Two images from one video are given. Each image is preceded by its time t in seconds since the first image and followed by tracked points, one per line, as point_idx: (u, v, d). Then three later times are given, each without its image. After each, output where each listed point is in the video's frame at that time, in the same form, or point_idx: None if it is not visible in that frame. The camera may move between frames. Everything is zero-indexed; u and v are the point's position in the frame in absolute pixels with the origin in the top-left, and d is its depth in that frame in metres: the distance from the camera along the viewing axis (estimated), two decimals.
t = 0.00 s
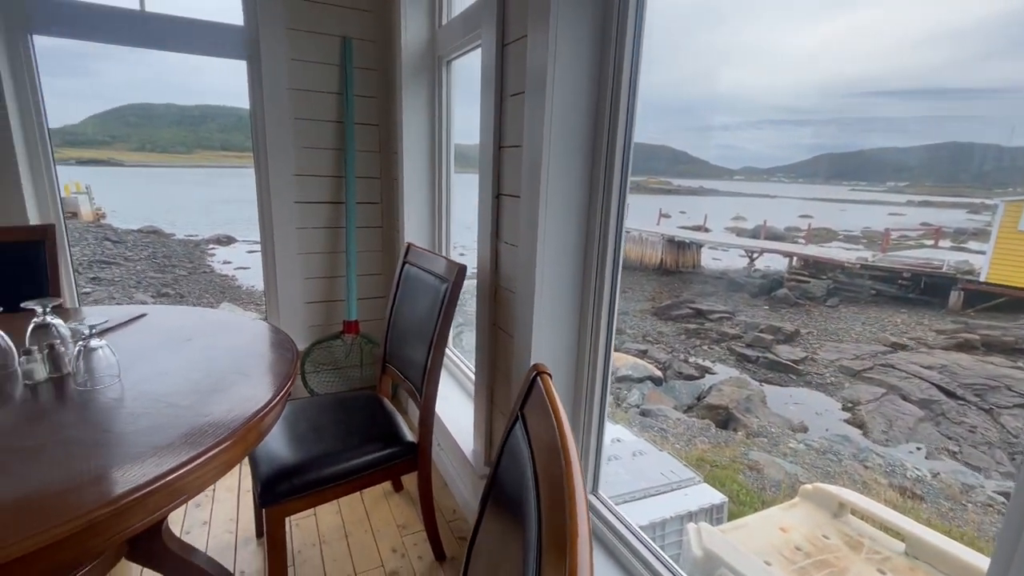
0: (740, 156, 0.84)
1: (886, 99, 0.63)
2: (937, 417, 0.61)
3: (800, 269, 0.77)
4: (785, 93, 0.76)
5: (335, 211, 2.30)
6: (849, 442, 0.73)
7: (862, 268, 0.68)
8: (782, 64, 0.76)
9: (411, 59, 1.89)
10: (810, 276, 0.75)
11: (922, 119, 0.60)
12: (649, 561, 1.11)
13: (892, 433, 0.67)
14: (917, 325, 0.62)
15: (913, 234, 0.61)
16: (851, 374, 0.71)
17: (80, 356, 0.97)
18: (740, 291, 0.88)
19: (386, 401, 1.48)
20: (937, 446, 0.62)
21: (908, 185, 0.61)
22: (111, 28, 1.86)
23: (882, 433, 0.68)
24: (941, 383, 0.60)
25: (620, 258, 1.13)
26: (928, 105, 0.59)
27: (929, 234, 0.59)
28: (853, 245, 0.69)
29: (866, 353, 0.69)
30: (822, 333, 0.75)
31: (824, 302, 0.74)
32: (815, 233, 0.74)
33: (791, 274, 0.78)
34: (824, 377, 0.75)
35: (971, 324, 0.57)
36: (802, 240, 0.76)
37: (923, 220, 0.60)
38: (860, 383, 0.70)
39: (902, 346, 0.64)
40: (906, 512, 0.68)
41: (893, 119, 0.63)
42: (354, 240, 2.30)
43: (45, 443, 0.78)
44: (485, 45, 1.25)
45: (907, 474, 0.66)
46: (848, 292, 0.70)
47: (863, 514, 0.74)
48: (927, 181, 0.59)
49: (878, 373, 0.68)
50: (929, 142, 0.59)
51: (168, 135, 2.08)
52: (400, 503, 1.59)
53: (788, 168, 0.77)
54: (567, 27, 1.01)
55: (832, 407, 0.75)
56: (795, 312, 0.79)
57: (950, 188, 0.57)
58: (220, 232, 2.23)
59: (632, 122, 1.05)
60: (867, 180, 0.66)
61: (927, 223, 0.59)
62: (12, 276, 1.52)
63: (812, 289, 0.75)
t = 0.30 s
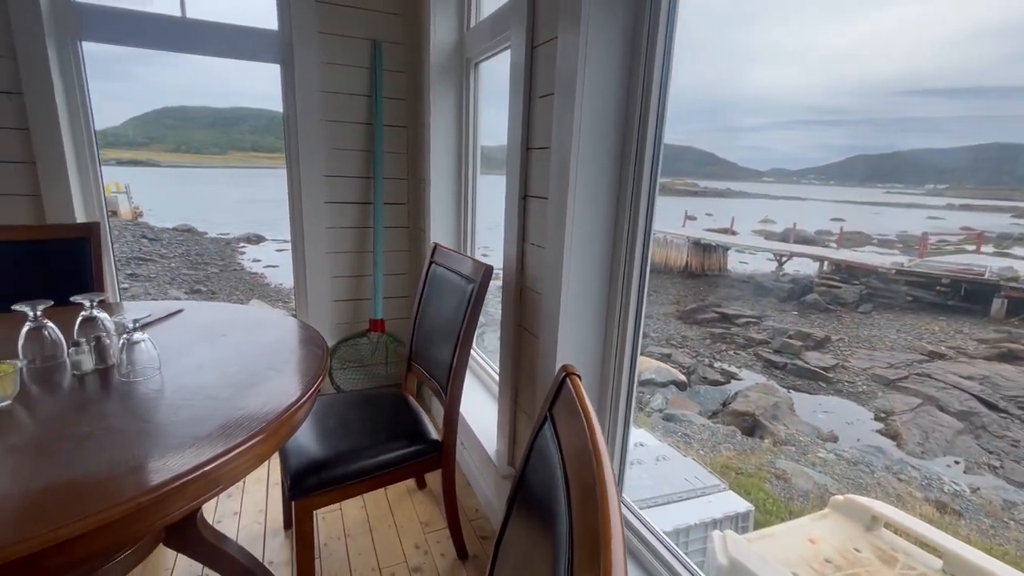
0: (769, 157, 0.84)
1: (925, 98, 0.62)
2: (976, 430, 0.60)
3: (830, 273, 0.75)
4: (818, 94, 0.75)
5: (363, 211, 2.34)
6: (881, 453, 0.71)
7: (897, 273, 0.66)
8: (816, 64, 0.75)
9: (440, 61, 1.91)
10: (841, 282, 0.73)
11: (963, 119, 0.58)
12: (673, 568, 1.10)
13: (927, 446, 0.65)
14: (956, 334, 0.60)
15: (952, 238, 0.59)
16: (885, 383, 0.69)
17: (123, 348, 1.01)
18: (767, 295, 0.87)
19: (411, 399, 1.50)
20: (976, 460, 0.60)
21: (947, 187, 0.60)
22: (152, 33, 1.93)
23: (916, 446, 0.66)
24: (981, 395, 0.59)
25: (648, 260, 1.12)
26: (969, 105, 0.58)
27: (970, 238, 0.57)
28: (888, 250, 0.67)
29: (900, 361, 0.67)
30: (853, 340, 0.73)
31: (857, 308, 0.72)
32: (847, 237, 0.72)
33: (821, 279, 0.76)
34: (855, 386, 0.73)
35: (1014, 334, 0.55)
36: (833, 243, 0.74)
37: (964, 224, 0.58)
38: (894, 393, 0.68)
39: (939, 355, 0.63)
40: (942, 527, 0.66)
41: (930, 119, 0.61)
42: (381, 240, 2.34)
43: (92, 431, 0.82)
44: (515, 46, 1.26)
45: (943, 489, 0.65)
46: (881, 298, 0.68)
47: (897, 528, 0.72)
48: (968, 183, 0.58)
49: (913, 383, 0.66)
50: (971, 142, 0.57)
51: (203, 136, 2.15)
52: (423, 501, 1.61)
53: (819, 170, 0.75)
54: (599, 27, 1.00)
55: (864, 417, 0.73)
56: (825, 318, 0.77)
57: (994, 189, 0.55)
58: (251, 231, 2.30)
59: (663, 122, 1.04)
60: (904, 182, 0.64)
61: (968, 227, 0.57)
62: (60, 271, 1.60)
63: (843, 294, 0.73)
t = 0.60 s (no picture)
0: (797, 159, 0.82)
1: (964, 97, 0.60)
2: (1017, 443, 0.58)
3: (861, 278, 0.73)
4: (850, 94, 0.73)
5: (389, 211, 2.37)
6: (915, 464, 0.69)
7: (933, 278, 0.64)
8: (848, 63, 0.73)
9: (466, 63, 1.92)
10: (873, 287, 0.72)
11: (1004, 119, 0.56)
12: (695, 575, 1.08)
13: (965, 458, 0.64)
14: (996, 343, 0.58)
15: (992, 243, 0.57)
16: (919, 393, 0.68)
17: (162, 342, 1.05)
18: (794, 299, 0.85)
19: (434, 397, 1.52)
20: (1017, 474, 0.59)
21: (986, 190, 0.58)
22: (188, 38, 2.00)
23: (953, 458, 0.65)
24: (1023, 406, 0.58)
25: (675, 262, 1.10)
26: (1011, 103, 0.56)
27: (1011, 243, 0.55)
28: (923, 254, 0.65)
29: (935, 370, 0.65)
30: (886, 347, 0.71)
31: (889, 314, 0.70)
32: (879, 241, 0.70)
33: (852, 284, 0.75)
34: (887, 394, 0.72)
35: None
36: (865, 247, 0.72)
37: (1005, 228, 0.56)
38: (929, 403, 0.67)
39: (977, 364, 0.61)
40: (980, 542, 0.64)
41: (970, 119, 0.59)
42: (406, 240, 2.37)
43: (132, 421, 0.85)
44: (543, 47, 1.26)
45: (983, 503, 0.63)
46: (916, 304, 0.67)
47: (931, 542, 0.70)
48: (1010, 186, 0.56)
49: (950, 393, 0.64)
50: (1014, 143, 0.55)
51: (234, 137, 2.21)
52: (444, 499, 1.62)
53: (849, 172, 0.73)
54: (628, 28, 1.00)
55: (897, 426, 0.71)
56: (856, 324, 0.75)
57: None
58: (278, 231, 2.35)
59: (692, 122, 1.03)
60: (941, 184, 0.62)
61: (1009, 231, 0.56)
62: (101, 267, 1.66)
63: (876, 300, 0.72)
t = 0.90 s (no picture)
0: (825, 160, 0.81)
1: (1004, 96, 0.58)
2: None
3: (893, 283, 0.71)
4: (883, 93, 0.72)
5: (412, 212, 2.40)
6: (949, 476, 0.67)
7: (970, 284, 0.62)
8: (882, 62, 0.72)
9: (491, 65, 1.94)
10: (906, 292, 0.70)
11: None
12: None
13: (1002, 471, 0.62)
14: None
15: None
16: (954, 402, 0.66)
17: (196, 337, 1.08)
18: (822, 304, 0.83)
19: (455, 396, 1.53)
20: None
21: None
22: (221, 43, 2.06)
23: (990, 471, 0.63)
24: None
25: (701, 265, 1.09)
26: None
27: None
28: (959, 258, 0.63)
29: (971, 379, 0.63)
30: (918, 354, 0.69)
31: (923, 321, 0.68)
32: (912, 245, 0.68)
33: (883, 288, 0.73)
34: (920, 403, 0.70)
35: None
36: (897, 252, 0.70)
37: None
38: (965, 413, 0.65)
39: (1016, 373, 0.59)
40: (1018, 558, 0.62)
41: (1010, 119, 0.58)
42: (429, 240, 2.39)
43: (168, 413, 0.88)
44: (568, 49, 1.26)
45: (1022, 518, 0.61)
46: (952, 311, 0.65)
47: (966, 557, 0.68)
48: None
49: (987, 403, 0.62)
50: None
51: (262, 139, 2.26)
52: (464, 498, 1.63)
53: (881, 174, 0.72)
54: (655, 28, 0.99)
55: (930, 436, 0.69)
56: (886, 331, 0.73)
57: None
58: (303, 231, 2.40)
59: (720, 122, 1.01)
60: (979, 187, 0.60)
61: None
62: (137, 264, 1.72)
63: (908, 306, 0.70)
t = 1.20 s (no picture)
0: (854, 161, 0.79)
1: None
2: None
3: (925, 288, 0.69)
4: (918, 92, 0.70)
5: (435, 212, 2.42)
6: (986, 490, 0.65)
7: (1008, 289, 0.60)
8: (917, 60, 0.70)
9: (514, 67, 1.94)
10: (939, 298, 0.68)
11: None
12: None
13: None
14: None
15: None
16: (991, 412, 0.63)
17: (226, 334, 1.11)
18: (850, 309, 0.81)
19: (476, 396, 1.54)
20: None
21: None
22: (252, 48, 2.12)
23: None
24: None
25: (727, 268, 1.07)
26: None
27: None
28: (997, 263, 0.61)
29: (1009, 389, 0.61)
30: (952, 362, 0.67)
31: (958, 327, 0.66)
32: (946, 249, 0.66)
33: (915, 294, 0.71)
34: (954, 412, 0.68)
35: None
36: (930, 256, 0.68)
37: None
38: (1002, 424, 0.63)
39: None
40: None
41: None
42: (450, 241, 2.41)
43: (200, 408, 0.91)
44: (593, 51, 1.26)
45: None
46: (989, 317, 0.62)
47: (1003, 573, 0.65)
48: None
49: None
50: None
51: (288, 141, 2.31)
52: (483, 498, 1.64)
53: (914, 175, 0.70)
54: (683, 28, 0.98)
55: (964, 448, 0.67)
56: (919, 337, 0.71)
57: None
58: (326, 231, 2.45)
59: (748, 122, 1.00)
60: (1019, 188, 0.58)
61: None
62: (170, 262, 1.78)
63: (942, 311, 0.68)
